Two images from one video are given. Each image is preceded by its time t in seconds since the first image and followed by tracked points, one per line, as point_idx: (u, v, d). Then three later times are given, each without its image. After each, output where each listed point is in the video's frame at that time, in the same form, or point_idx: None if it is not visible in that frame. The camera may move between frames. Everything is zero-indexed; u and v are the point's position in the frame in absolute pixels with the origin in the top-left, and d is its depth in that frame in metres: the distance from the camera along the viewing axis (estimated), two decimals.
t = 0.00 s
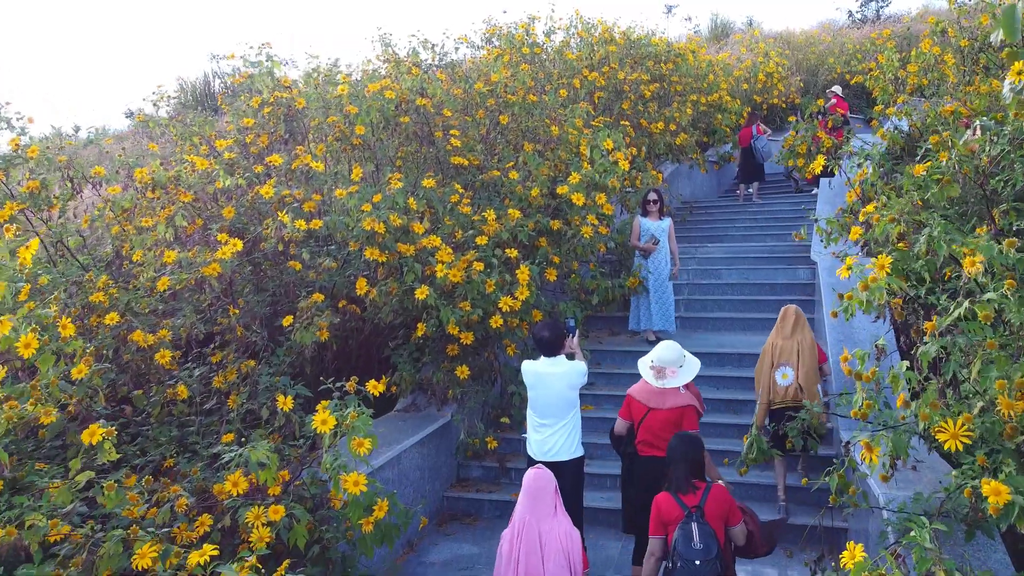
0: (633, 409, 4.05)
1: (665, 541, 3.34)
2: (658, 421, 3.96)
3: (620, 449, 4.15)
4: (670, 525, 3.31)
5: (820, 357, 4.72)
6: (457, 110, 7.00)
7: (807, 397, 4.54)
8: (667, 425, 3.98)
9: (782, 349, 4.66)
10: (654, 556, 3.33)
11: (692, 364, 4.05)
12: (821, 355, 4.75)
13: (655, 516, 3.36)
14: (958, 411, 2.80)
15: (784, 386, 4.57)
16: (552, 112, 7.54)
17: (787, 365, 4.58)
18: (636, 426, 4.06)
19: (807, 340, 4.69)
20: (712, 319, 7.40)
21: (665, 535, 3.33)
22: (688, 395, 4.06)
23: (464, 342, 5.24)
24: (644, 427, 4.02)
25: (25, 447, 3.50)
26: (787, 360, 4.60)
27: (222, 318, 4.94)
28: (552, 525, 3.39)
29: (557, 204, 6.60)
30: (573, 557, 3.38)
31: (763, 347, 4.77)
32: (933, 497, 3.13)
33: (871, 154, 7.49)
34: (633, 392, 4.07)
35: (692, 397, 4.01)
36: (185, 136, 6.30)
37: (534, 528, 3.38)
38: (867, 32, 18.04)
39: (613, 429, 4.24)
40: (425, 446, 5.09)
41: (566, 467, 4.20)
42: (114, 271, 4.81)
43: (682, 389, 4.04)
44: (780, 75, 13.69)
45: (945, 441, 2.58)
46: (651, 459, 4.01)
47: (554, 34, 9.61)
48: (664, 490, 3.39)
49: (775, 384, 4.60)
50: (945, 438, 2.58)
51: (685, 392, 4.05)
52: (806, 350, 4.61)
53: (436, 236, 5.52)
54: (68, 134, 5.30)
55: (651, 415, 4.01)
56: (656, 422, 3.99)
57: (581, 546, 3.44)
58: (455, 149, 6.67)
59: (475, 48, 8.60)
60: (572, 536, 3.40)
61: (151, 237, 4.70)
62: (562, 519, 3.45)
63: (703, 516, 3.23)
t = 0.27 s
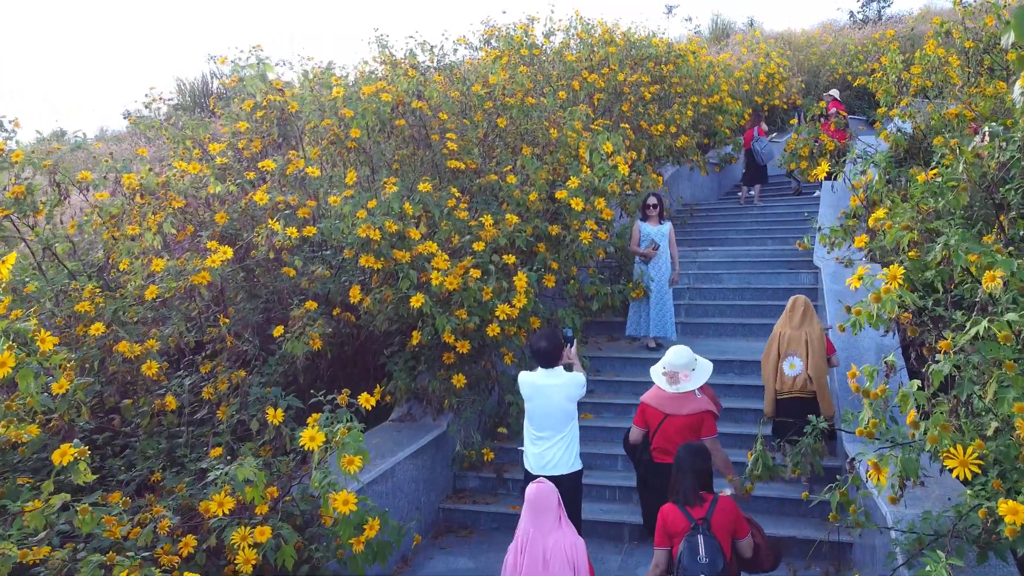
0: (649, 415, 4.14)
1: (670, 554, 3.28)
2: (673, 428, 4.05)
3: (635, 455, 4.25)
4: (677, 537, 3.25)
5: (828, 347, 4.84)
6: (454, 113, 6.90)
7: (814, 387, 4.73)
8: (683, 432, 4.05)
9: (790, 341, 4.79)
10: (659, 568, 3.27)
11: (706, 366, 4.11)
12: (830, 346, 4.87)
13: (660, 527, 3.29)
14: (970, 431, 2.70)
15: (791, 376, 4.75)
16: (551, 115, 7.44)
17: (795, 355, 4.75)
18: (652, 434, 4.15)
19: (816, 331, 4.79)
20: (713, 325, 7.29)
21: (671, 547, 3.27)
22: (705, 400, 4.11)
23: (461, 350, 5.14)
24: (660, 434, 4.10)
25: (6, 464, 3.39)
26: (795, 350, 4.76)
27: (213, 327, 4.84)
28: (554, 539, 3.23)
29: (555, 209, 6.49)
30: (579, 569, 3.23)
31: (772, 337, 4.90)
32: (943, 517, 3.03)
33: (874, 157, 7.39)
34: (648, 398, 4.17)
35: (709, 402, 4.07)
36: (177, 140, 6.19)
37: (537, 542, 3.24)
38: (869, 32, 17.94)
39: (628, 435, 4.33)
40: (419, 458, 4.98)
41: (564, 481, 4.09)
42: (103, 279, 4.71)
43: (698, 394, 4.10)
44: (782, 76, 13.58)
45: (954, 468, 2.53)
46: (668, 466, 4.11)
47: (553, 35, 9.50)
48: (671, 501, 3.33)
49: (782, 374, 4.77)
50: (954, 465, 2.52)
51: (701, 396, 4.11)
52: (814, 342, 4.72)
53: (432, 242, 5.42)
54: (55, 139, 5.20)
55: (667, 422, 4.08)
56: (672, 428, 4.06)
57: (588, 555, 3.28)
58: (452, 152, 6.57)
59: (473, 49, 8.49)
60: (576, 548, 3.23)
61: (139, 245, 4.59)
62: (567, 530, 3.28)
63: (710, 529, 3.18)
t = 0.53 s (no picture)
0: (655, 422, 3.93)
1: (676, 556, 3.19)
2: (682, 435, 3.85)
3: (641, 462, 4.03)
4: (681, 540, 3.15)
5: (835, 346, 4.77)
6: (451, 114, 6.80)
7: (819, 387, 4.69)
8: (692, 439, 3.86)
9: (796, 340, 4.72)
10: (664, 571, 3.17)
11: (709, 371, 3.93)
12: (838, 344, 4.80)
13: (665, 529, 3.19)
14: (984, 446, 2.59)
15: (796, 375, 4.72)
16: (549, 116, 7.33)
17: (801, 356, 4.71)
18: (659, 441, 3.94)
19: (822, 331, 4.72)
20: (714, 329, 7.18)
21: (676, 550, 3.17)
22: (708, 405, 3.91)
23: (457, 356, 5.03)
24: (667, 441, 3.90)
25: None
26: (802, 351, 4.70)
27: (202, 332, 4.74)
28: (572, 530, 3.13)
29: (554, 211, 6.38)
30: (596, 564, 3.10)
31: (777, 334, 4.83)
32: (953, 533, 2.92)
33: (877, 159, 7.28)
34: (653, 404, 3.96)
35: (714, 408, 3.89)
36: (169, 141, 6.09)
37: (553, 534, 3.14)
38: (870, 32, 17.84)
39: (632, 441, 4.12)
40: (413, 466, 4.87)
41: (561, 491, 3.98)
42: (90, 284, 4.62)
43: (700, 399, 3.92)
44: (783, 77, 13.48)
45: (972, 485, 2.43)
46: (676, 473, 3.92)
47: (552, 35, 9.40)
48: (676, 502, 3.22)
49: (787, 373, 4.75)
50: (972, 482, 2.42)
51: (703, 402, 3.91)
52: (820, 342, 4.66)
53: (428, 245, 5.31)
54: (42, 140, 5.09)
55: (675, 428, 3.88)
56: (681, 435, 3.86)
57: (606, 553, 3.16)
58: (448, 154, 6.46)
59: (471, 49, 8.39)
60: (594, 543, 3.12)
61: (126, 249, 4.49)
62: (587, 525, 3.19)
63: (713, 531, 3.06)
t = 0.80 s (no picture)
0: (656, 417, 3.93)
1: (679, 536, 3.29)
2: (682, 430, 3.83)
3: (643, 456, 4.04)
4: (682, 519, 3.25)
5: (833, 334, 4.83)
6: (447, 112, 6.70)
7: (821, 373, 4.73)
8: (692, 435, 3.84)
9: (796, 328, 4.75)
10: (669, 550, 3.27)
11: (710, 368, 3.91)
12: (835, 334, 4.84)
13: (668, 510, 3.30)
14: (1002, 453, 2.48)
15: (798, 363, 4.74)
16: (547, 114, 7.23)
17: (802, 345, 4.73)
18: (659, 436, 3.93)
19: (820, 319, 4.77)
20: (715, 330, 7.07)
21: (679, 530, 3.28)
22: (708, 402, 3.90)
23: (452, 357, 4.92)
24: (668, 436, 3.89)
25: None
26: (802, 339, 4.73)
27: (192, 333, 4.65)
28: (582, 517, 3.02)
29: (552, 210, 6.28)
30: (602, 554, 3.00)
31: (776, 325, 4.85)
32: (965, 543, 2.81)
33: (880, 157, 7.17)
34: (653, 399, 3.97)
35: (713, 405, 3.87)
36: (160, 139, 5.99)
37: (561, 520, 3.03)
38: (872, 31, 17.74)
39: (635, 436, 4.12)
40: (407, 471, 4.76)
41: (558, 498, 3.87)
42: (77, 284, 4.52)
43: (700, 396, 3.90)
44: (784, 75, 13.37)
45: (995, 492, 2.28)
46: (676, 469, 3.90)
47: (551, 33, 9.30)
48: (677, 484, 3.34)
49: (789, 362, 4.76)
50: (995, 489, 2.27)
51: (704, 399, 3.89)
52: (820, 329, 4.70)
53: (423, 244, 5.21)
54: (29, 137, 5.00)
55: (674, 423, 3.87)
56: (680, 430, 3.84)
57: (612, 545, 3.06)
58: (445, 152, 6.37)
59: (468, 47, 8.29)
60: (602, 532, 3.02)
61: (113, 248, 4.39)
62: (596, 514, 3.08)
63: (713, 508, 3.18)
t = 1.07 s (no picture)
0: (665, 415, 3.82)
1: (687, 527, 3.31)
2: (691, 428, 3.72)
3: (651, 454, 3.92)
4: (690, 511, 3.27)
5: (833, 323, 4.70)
6: (444, 109, 6.60)
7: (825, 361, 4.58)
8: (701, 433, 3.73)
9: (798, 316, 4.60)
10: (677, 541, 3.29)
11: (722, 367, 3.80)
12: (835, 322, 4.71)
13: (676, 501, 3.31)
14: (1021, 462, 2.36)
15: (800, 351, 4.57)
16: (546, 110, 7.13)
17: (804, 332, 4.57)
18: (667, 433, 3.82)
19: (821, 306, 4.64)
20: (715, 330, 6.97)
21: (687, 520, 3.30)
22: (718, 402, 3.81)
23: (448, 357, 4.82)
24: (676, 434, 3.78)
25: None
26: (804, 326, 4.57)
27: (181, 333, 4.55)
28: (587, 514, 3.10)
29: (550, 208, 6.18)
30: (606, 549, 3.08)
31: (776, 314, 4.69)
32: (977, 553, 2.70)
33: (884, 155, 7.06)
34: (662, 398, 3.87)
35: (723, 404, 3.79)
36: (152, 136, 5.91)
37: (567, 517, 3.11)
38: (873, 29, 17.63)
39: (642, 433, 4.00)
40: (401, 474, 4.65)
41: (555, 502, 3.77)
42: (63, 283, 4.43)
43: (711, 396, 3.82)
44: (785, 73, 13.27)
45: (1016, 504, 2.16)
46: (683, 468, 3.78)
47: (550, 29, 9.20)
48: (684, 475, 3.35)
49: (791, 350, 4.59)
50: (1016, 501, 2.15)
51: (714, 399, 3.81)
52: (822, 316, 4.58)
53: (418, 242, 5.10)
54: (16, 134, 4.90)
55: (683, 422, 3.77)
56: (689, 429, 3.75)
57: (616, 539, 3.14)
58: (441, 149, 6.27)
59: (466, 43, 8.19)
60: (606, 528, 3.10)
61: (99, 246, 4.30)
62: (600, 510, 3.16)
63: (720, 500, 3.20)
